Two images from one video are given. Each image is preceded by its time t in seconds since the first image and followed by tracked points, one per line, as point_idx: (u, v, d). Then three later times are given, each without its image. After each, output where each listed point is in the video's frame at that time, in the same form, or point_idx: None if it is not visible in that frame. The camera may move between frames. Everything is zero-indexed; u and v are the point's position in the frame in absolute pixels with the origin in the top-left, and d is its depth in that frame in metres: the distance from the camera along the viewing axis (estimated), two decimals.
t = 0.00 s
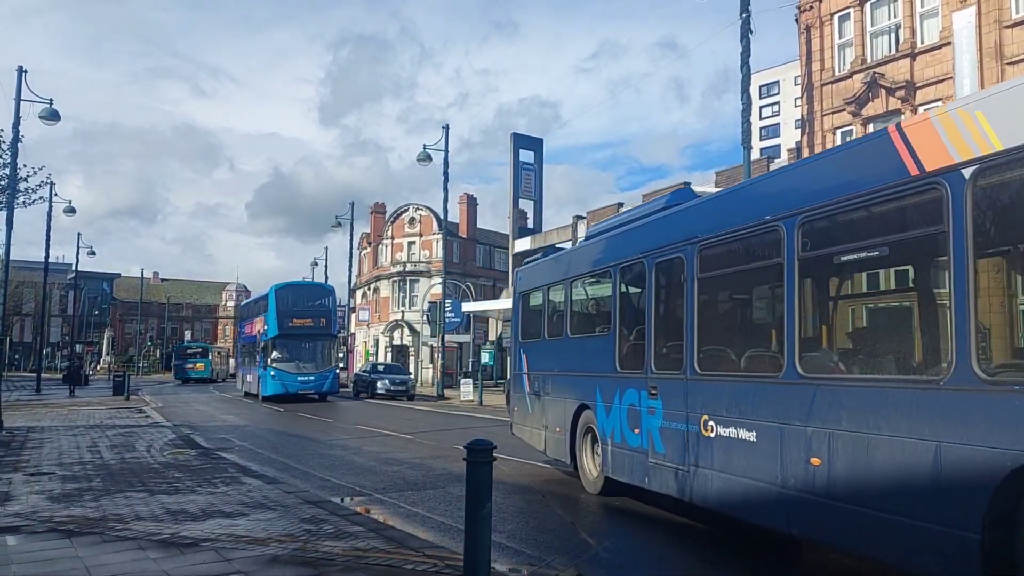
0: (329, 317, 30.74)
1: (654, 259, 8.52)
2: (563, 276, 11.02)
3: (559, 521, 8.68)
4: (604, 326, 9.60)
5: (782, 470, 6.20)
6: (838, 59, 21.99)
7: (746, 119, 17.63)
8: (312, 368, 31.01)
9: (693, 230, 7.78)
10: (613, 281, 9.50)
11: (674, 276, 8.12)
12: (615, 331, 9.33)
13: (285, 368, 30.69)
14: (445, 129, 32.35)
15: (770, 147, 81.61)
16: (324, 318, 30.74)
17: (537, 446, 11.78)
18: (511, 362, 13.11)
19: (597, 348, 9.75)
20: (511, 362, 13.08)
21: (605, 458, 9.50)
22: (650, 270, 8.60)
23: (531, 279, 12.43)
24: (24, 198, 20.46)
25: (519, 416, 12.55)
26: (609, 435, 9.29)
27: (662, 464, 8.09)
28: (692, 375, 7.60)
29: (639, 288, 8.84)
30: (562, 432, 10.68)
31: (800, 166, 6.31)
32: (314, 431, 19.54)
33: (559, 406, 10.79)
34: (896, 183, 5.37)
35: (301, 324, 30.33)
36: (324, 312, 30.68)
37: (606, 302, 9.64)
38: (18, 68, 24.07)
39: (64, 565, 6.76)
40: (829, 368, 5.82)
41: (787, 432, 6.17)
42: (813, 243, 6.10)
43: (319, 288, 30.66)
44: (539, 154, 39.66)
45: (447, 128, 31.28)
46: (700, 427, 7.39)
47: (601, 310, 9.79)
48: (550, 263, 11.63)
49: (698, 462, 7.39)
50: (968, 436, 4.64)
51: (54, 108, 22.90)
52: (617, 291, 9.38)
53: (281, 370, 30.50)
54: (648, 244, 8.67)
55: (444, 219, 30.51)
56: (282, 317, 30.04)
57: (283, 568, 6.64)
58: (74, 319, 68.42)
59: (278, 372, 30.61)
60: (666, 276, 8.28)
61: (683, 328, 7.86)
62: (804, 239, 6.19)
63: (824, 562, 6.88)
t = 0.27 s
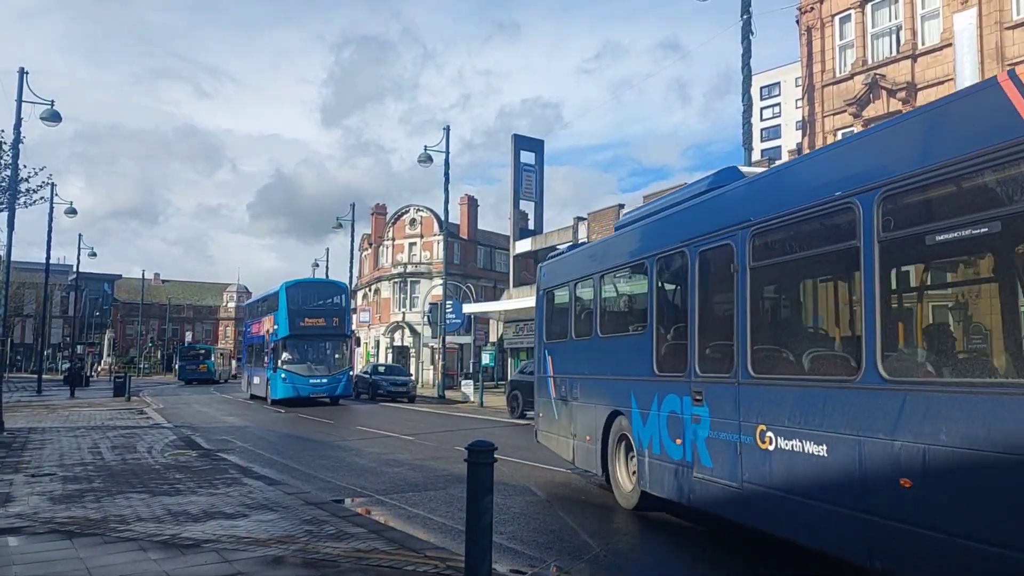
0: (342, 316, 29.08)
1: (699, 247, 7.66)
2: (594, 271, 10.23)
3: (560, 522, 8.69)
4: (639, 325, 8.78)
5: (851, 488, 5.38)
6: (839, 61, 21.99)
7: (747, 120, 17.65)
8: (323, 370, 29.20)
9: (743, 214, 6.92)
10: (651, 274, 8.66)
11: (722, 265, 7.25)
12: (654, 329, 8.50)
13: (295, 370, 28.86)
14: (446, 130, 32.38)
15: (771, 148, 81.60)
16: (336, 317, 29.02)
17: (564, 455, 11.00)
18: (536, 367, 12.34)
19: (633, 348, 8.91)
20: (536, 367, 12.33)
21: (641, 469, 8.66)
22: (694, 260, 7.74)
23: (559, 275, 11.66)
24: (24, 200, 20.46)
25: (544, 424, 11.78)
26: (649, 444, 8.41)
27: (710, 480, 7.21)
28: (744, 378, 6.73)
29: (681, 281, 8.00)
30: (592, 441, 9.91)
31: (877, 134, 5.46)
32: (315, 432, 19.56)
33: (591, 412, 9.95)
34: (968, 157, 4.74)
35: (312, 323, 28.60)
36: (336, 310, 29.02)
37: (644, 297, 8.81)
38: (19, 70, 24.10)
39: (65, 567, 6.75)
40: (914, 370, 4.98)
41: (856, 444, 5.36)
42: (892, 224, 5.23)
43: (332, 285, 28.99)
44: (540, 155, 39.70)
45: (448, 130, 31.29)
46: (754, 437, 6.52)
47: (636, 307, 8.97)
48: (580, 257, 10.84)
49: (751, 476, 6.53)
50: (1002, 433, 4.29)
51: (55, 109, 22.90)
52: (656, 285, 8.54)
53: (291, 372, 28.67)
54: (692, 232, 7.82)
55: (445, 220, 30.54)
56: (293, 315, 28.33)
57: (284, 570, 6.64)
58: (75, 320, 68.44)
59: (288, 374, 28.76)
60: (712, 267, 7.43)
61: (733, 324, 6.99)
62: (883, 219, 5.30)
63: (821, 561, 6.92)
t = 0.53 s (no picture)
0: (357, 315, 27.79)
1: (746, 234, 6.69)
2: (626, 266, 9.35)
3: (562, 524, 8.68)
4: (679, 324, 7.84)
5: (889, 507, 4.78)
6: (841, 63, 21.99)
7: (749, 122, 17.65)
8: (339, 373, 27.79)
9: (797, 194, 5.98)
10: (691, 267, 7.69)
11: (773, 254, 6.27)
12: (696, 328, 7.53)
13: (309, 373, 27.42)
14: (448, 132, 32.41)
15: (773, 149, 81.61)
16: (351, 317, 27.75)
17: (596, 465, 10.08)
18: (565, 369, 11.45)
19: (673, 348, 7.94)
20: (564, 368, 11.46)
21: (685, 484, 7.67)
22: (741, 249, 6.76)
23: (588, 270, 10.75)
24: (27, 201, 20.49)
25: (574, 431, 10.88)
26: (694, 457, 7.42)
27: (763, 501, 6.24)
28: (808, 385, 5.69)
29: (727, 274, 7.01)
30: (626, 450, 9.02)
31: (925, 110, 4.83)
32: (317, 434, 19.58)
33: (626, 419, 9.02)
34: None
35: (326, 322, 27.26)
36: (351, 310, 27.75)
37: (684, 293, 7.85)
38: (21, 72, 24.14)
39: (66, 568, 6.76)
40: None
41: (937, 464, 4.46)
42: (1004, 196, 4.27)
43: (346, 283, 27.75)
44: (542, 158, 39.74)
45: (450, 132, 31.31)
46: (824, 454, 5.46)
47: (676, 304, 8.02)
48: (610, 250, 9.92)
49: (814, 497, 5.55)
50: None
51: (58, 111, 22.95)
52: (696, 278, 7.57)
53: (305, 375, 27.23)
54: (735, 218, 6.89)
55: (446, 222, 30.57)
56: (307, 314, 27.02)
57: (285, 571, 6.64)
58: (77, 322, 68.50)
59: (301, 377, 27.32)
60: (761, 257, 6.46)
61: (791, 319, 5.97)
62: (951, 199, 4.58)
63: (823, 564, 6.89)
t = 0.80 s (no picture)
0: (376, 316, 25.66)
1: (811, 213, 5.74)
2: (665, 257, 8.42)
3: (565, 527, 8.68)
4: (726, 321, 6.93)
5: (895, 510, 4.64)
6: (844, 64, 21.96)
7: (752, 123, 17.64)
8: (357, 376, 25.77)
9: (874, 165, 5.07)
10: (744, 255, 6.73)
11: (847, 236, 5.32)
12: (749, 324, 6.57)
13: (325, 376, 25.40)
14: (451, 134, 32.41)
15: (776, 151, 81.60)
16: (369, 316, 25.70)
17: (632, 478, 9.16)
18: (596, 370, 10.57)
19: (723, 346, 6.97)
20: (595, 371, 10.58)
21: (737, 501, 6.69)
22: (805, 231, 5.82)
23: (621, 264, 9.87)
24: (31, 204, 20.53)
25: (607, 439, 10.00)
26: (749, 470, 6.43)
27: (832, 524, 5.29)
28: (893, 389, 4.73)
29: (787, 261, 6.05)
30: (666, 462, 8.13)
31: (955, 91, 4.49)
32: (319, 436, 19.60)
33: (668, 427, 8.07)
34: None
35: (343, 323, 25.12)
36: (369, 310, 25.61)
37: (734, 285, 6.90)
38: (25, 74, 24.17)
39: (70, 571, 6.77)
40: None
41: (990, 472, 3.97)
42: None
43: (364, 280, 25.56)
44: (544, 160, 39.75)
45: (453, 134, 31.31)
46: (913, 475, 4.52)
47: (723, 298, 7.09)
48: (646, 240, 9.03)
49: (899, 523, 4.62)
50: None
51: (61, 113, 22.99)
52: (750, 267, 6.61)
53: (321, 378, 25.21)
54: (798, 196, 5.94)
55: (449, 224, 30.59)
56: (323, 314, 24.88)
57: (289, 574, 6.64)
58: (81, 324, 68.61)
59: (317, 381, 25.33)
60: (830, 240, 5.51)
61: (860, 313, 5.13)
62: (997, 187, 4.20)
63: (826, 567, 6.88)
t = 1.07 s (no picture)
0: (394, 315, 24.39)
1: (892, 185, 4.78)
2: (709, 247, 7.49)
3: (566, 528, 8.67)
4: (782, 318, 6.02)
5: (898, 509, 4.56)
6: (846, 66, 21.95)
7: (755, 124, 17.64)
8: (375, 379, 24.44)
9: (967, 126, 4.22)
10: (804, 243, 5.75)
11: (939, 213, 4.40)
12: (811, 319, 5.61)
13: (341, 379, 24.05)
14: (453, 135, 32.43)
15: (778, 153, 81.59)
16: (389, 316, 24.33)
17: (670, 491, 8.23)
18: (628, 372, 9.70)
19: (778, 345, 6.02)
20: (627, 373, 9.71)
21: (795, 524, 5.73)
22: (884, 207, 4.86)
23: (656, 255, 8.98)
24: (34, 206, 20.58)
25: (643, 448, 9.11)
26: (811, 486, 5.48)
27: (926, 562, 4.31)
28: (1003, 394, 3.82)
29: (860, 243, 5.08)
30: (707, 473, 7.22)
31: None
32: (321, 438, 19.58)
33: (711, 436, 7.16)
34: None
35: (360, 322, 23.81)
36: (388, 308, 24.30)
37: (787, 277, 6.01)
38: (27, 77, 24.23)
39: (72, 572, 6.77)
40: None
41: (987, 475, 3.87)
42: None
43: (382, 277, 24.21)
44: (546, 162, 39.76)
45: (455, 136, 31.34)
46: None
47: (776, 293, 6.19)
48: (686, 228, 8.14)
49: (1015, 564, 3.71)
50: None
51: (64, 116, 23.05)
52: (811, 253, 5.64)
53: (337, 381, 23.89)
54: (874, 165, 4.97)
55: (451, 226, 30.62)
56: (340, 313, 23.55)
57: None
58: (83, 326, 68.74)
59: (333, 385, 23.95)
60: (917, 217, 4.57)
61: (948, 304, 4.29)
62: None
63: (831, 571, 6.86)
